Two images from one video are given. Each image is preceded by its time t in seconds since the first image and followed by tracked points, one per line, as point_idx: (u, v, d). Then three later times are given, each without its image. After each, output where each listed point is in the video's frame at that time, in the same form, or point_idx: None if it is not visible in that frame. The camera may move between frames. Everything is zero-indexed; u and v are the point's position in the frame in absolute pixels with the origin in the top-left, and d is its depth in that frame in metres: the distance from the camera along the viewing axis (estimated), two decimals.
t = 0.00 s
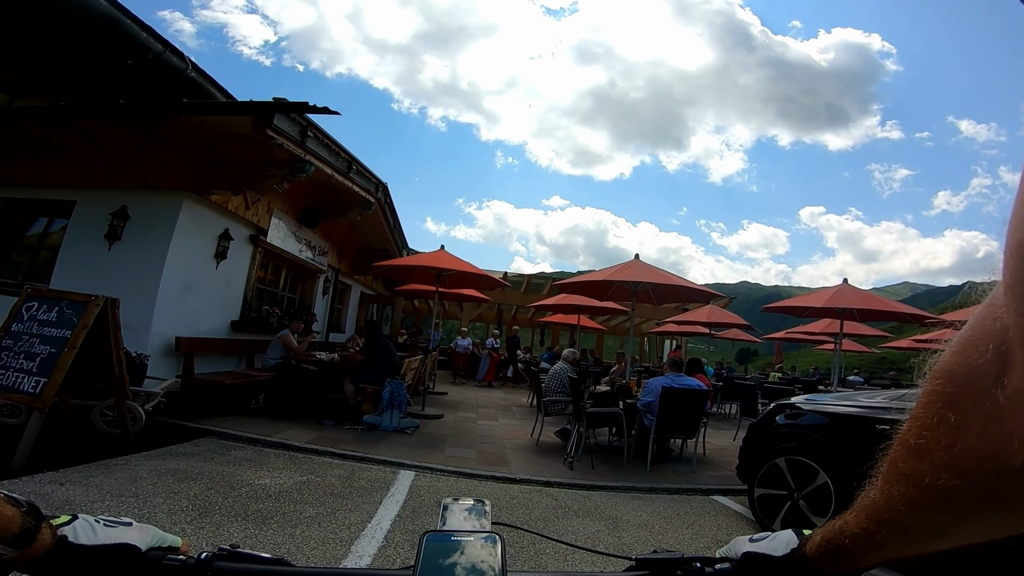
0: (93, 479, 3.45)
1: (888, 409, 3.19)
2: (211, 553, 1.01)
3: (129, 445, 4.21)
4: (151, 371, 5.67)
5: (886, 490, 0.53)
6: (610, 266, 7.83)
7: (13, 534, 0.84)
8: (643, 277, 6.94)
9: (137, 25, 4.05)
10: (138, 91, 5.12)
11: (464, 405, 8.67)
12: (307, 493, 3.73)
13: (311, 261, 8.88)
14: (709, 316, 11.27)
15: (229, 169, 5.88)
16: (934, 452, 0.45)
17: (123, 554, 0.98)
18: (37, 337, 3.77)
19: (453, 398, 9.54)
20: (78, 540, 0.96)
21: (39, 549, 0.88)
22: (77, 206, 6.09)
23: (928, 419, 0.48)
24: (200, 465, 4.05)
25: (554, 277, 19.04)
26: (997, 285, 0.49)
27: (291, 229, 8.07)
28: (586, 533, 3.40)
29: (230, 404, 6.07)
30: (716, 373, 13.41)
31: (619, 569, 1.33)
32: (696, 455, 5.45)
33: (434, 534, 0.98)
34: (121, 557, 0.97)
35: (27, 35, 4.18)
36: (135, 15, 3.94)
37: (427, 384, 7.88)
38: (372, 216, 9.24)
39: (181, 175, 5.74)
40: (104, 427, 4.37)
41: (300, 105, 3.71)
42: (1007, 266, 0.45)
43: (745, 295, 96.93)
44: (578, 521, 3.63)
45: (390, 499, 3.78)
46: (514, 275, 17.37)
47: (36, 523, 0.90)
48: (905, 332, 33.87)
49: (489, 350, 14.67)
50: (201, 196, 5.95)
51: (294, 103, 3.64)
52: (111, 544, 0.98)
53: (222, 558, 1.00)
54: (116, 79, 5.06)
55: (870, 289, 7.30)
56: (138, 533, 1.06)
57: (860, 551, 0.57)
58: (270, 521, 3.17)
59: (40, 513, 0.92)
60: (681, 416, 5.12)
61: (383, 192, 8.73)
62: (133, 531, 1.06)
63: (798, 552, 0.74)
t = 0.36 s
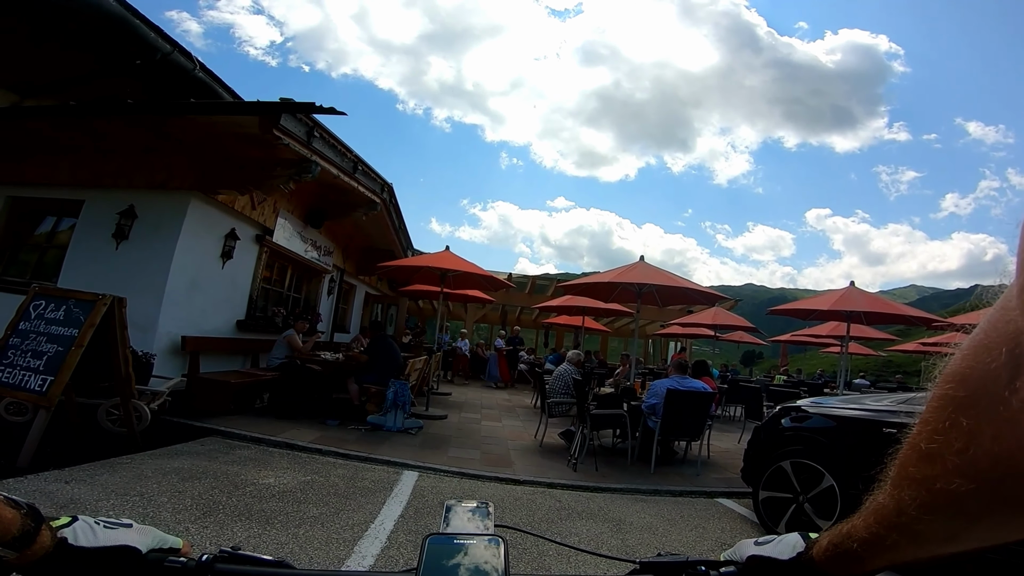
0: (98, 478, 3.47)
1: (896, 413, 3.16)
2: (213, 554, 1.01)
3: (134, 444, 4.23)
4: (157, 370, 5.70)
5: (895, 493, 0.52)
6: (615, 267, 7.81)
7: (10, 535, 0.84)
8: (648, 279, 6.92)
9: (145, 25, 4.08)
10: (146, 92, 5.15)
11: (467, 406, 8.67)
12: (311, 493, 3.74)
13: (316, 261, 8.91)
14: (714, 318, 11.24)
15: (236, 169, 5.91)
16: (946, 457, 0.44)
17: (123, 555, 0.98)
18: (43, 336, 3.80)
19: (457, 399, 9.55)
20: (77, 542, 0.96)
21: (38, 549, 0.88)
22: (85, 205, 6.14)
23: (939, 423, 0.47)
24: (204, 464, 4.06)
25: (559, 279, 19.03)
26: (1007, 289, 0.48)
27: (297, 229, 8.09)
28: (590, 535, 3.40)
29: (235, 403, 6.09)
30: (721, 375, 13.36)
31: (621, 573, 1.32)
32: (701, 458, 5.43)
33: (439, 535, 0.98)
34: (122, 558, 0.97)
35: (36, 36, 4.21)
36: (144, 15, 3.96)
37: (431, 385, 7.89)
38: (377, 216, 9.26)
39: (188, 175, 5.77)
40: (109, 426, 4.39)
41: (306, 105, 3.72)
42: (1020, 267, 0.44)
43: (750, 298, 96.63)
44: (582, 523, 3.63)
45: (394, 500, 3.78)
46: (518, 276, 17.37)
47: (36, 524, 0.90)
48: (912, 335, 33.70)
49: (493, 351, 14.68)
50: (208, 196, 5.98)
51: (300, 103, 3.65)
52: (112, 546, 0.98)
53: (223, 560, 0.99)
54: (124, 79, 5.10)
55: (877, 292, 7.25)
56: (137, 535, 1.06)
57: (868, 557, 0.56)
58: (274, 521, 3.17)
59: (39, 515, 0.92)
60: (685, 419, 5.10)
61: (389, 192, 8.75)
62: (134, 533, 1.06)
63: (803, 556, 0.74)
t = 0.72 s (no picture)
0: (104, 476, 3.49)
1: (901, 414, 3.15)
2: (218, 552, 1.02)
3: (138, 443, 4.26)
4: (162, 369, 5.73)
5: (899, 492, 0.52)
6: (619, 267, 7.80)
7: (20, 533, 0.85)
8: (652, 279, 6.91)
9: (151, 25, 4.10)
10: (152, 92, 5.18)
11: (470, 405, 8.68)
12: (314, 492, 3.75)
13: (320, 261, 8.94)
14: (718, 319, 11.22)
15: (241, 168, 5.93)
16: (951, 456, 0.44)
17: (129, 552, 0.99)
18: (50, 334, 3.83)
19: (459, 398, 9.56)
20: (84, 540, 0.97)
21: (46, 546, 0.89)
22: (91, 205, 6.17)
23: (943, 424, 0.47)
24: (208, 463, 4.08)
25: (562, 279, 19.01)
26: (1010, 289, 0.49)
27: (301, 229, 8.12)
28: (592, 535, 3.40)
29: (239, 403, 6.12)
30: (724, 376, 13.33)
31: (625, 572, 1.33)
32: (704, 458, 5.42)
33: (443, 534, 0.99)
34: (128, 555, 0.99)
35: (43, 36, 4.24)
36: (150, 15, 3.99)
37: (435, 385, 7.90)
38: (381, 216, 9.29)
39: (194, 175, 5.80)
40: (115, 424, 4.42)
41: (311, 106, 3.74)
42: None
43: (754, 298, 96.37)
44: (584, 523, 3.63)
45: (397, 499, 3.80)
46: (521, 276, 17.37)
47: (44, 521, 0.91)
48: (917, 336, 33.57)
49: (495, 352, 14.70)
50: (212, 196, 6.01)
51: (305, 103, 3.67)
52: (118, 544, 1.00)
53: (229, 558, 1.00)
54: (131, 80, 5.13)
55: (881, 293, 7.22)
56: (143, 533, 1.07)
57: (870, 555, 0.56)
58: (277, 519, 3.19)
59: (47, 513, 0.93)
60: (688, 419, 5.09)
61: (393, 192, 8.78)
62: (140, 530, 1.07)
63: (805, 554, 0.74)
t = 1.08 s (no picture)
0: (105, 476, 3.49)
1: (904, 414, 3.14)
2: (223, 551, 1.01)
3: (140, 442, 4.26)
4: (164, 368, 5.74)
5: (918, 491, 0.50)
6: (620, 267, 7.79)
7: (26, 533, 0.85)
8: (654, 279, 6.90)
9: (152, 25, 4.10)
10: (153, 92, 5.18)
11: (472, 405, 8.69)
12: (315, 491, 3.76)
13: (322, 261, 8.95)
14: (720, 318, 11.21)
15: (242, 168, 5.93)
16: (974, 453, 0.42)
17: (135, 552, 0.99)
18: (51, 334, 3.83)
19: (461, 398, 9.57)
20: (90, 539, 0.97)
21: (51, 545, 0.88)
22: (93, 205, 6.18)
23: (967, 422, 0.45)
24: (210, 463, 4.08)
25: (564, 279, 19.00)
26: None
27: (302, 229, 8.12)
28: (593, 534, 3.40)
29: (241, 402, 6.12)
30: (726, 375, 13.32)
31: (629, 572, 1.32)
32: (705, 458, 5.41)
33: (444, 533, 0.98)
34: (133, 553, 0.98)
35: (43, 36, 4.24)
36: (151, 15, 3.98)
37: (436, 384, 7.90)
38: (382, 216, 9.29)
39: (195, 175, 5.80)
40: (116, 424, 4.42)
41: (311, 105, 3.74)
42: None
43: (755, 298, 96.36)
44: (585, 523, 3.62)
45: (398, 499, 3.79)
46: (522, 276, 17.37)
47: (50, 520, 0.91)
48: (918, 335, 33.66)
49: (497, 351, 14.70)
50: (214, 196, 6.01)
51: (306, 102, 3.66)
52: (123, 543, 0.99)
53: (234, 557, 1.00)
54: (132, 80, 5.13)
55: (884, 293, 7.20)
56: (148, 532, 1.07)
57: (888, 556, 0.54)
58: (278, 519, 3.18)
59: (53, 512, 0.93)
60: (690, 419, 5.08)
61: (394, 192, 8.78)
62: (145, 529, 1.07)
63: (816, 553, 0.73)
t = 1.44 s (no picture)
0: (110, 476, 3.51)
1: (907, 412, 3.13)
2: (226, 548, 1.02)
3: (144, 442, 4.28)
4: (167, 368, 5.76)
5: (926, 488, 0.49)
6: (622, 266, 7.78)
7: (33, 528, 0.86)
8: (656, 277, 6.88)
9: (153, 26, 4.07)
10: (155, 92, 5.20)
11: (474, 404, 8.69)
12: (318, 490, 3.77)
13: (324, 260, 8.97)
14: (722, 316, 11.19)
15: (244, 168, 5.95)
16: (990, 451, 0.41)
17: (139, 548, 1.00)
18: (55, 335, 3.85)
19: (464, 397, 9.58)
20: (94, 535, 0.98)
21: (56, 541, 0.89)
22: (96, 205, 6.20)
23: (977, 419, 0.44)
24: (213, 462, 4.10)
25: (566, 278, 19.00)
26: None
27: (304, 228, 8.13)
28: (595, 533, 3.40)
29: (244, 402, 6.14)
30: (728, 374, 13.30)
31: (632, 570, 1.32)
32: (708, 456, 5.40)
33: (445, 531, 0.99)
34: (137, 550, 0.99)
35: (45, 37, 4.25)
36: (151, 16, 3.97)
37: (438, 383, 7.90)
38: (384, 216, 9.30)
39: (197, 175, 5.82)
40: (120, 423, 4.44)
41: (312, 105, 3.74)
42: None
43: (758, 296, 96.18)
44: (588, 521, 3.62)
45: (401, 497, 3.81)
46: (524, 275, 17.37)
47: (56, 516, 0.92)
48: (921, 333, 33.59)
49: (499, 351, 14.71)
50: (216, 196, 6.02)
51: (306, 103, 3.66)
52: (128, 539, 1.00)
53: (237, 553, 1.01)
54: (134, 81, 5.14)
55: (887, 291, 7.18)
56: (152, 527, 1.07)
57: (894, 552, 0.54)
58: (281, 518, 3.20)
59: (58, 508, 0.93)
60: (692, 417, 5.08)
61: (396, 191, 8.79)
62: (149, 526, 1.08)
63: (819, 550, 0.73)
